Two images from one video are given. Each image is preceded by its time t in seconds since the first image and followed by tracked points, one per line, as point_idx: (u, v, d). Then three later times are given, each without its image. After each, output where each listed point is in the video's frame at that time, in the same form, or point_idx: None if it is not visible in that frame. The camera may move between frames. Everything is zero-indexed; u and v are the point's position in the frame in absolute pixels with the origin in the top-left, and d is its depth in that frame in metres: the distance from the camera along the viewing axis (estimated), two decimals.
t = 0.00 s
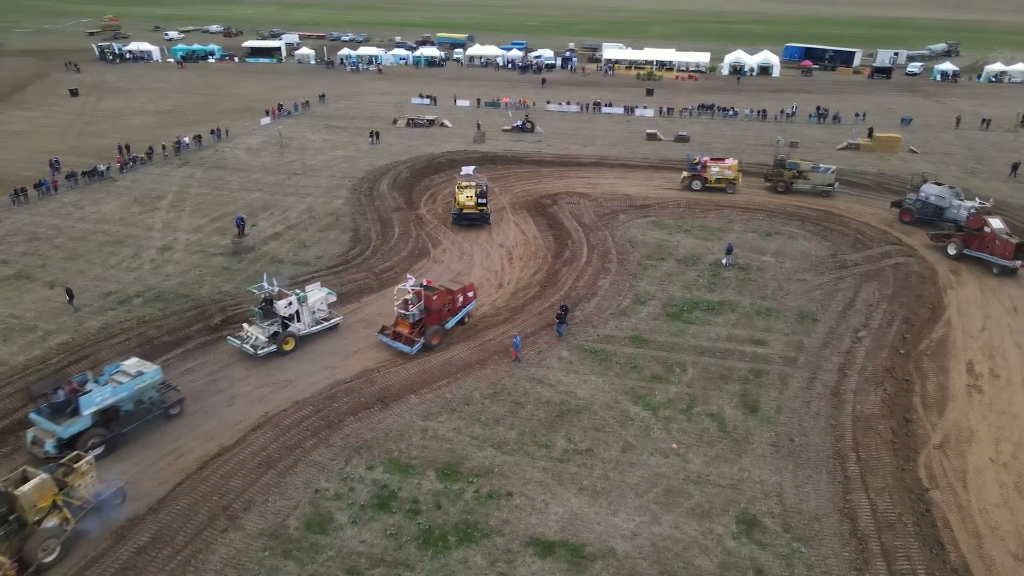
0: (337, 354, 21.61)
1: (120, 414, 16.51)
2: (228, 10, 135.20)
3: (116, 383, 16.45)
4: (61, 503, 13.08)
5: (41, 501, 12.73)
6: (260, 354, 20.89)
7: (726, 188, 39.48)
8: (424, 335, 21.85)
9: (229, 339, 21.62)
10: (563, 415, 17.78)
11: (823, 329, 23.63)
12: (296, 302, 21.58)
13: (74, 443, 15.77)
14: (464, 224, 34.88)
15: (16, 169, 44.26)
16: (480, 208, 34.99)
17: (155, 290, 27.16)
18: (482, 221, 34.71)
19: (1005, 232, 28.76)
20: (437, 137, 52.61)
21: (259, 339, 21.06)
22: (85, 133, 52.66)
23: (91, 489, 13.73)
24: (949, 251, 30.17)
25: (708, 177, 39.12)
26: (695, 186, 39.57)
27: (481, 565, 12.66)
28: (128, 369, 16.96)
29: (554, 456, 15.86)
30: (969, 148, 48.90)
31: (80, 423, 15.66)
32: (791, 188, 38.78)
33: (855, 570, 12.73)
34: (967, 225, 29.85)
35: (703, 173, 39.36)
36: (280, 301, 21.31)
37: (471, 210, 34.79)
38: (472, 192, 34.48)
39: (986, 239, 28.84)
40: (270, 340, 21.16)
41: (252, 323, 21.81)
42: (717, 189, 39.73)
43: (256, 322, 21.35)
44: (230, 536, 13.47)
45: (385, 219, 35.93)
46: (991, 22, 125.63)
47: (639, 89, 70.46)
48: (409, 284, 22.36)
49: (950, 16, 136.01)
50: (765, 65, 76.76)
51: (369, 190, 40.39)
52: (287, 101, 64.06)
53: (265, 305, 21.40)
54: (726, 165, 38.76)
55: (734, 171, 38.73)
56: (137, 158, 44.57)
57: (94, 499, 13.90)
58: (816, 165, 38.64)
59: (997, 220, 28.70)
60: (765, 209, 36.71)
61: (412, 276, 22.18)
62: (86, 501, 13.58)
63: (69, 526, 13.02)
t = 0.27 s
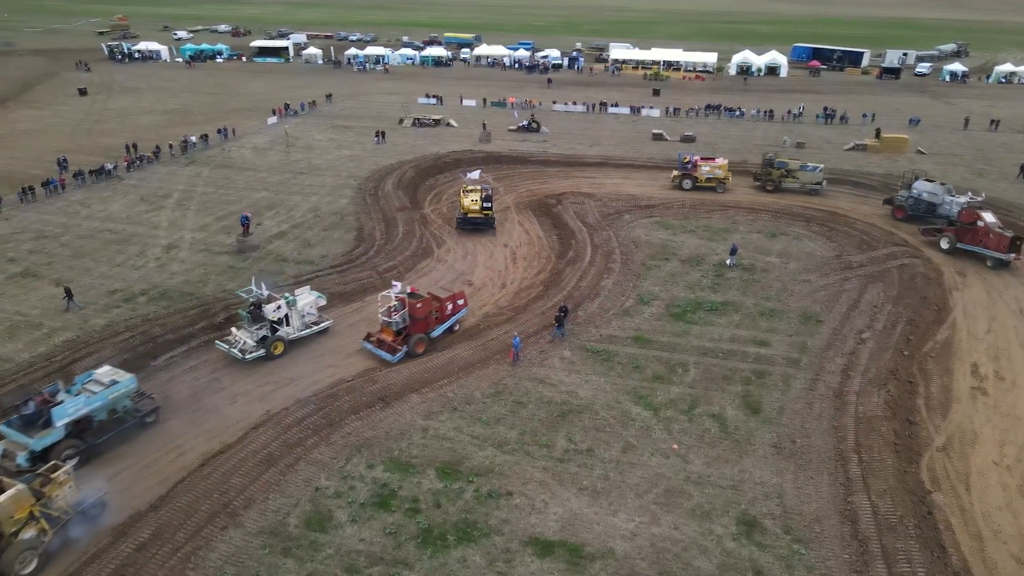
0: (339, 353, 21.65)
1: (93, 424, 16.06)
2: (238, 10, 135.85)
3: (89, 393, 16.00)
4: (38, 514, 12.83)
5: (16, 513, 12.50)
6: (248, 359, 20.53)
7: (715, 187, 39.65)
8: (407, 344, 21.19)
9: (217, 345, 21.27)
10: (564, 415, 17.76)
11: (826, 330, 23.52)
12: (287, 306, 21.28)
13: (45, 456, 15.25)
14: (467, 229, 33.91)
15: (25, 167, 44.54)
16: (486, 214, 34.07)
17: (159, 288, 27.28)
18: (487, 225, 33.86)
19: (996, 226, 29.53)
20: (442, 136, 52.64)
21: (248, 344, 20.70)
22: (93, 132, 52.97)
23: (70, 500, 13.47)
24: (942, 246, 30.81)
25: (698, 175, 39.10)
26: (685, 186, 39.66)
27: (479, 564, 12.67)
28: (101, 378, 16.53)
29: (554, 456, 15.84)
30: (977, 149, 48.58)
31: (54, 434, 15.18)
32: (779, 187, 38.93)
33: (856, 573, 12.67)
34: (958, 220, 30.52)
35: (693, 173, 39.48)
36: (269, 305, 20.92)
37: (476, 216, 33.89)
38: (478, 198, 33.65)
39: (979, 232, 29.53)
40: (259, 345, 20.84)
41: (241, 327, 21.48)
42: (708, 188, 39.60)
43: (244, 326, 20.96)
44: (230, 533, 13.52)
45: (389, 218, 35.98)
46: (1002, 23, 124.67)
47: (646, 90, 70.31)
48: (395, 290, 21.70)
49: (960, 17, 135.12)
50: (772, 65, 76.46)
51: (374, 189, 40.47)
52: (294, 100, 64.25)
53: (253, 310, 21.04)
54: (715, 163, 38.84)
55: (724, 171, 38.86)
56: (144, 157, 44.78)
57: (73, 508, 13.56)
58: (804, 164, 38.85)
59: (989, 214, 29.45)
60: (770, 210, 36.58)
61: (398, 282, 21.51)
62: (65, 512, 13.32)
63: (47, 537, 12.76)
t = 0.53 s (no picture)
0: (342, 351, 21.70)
1: (58, 437, 15.58)
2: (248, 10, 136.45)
3: (52, 405, 15.50)
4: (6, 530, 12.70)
5: None
6: (232, 365, 20.09)
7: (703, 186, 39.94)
8: (383, 352, 20.60)
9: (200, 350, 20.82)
10: (565, 415, 17.73)
11: (831, 332, 23.38)
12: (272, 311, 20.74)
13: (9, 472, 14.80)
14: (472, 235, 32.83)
15: (35, 165, 44.90)
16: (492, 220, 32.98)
17: (166, 285, 27.44)
18: (491, 233, 32.70)
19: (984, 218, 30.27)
20: (450, 136, 52.66)
21: (232, 350, 20.23)
22: (104, 130, 53.34)
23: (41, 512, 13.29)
24: (932, 239, 31.51)
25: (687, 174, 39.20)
26: (674, 185, 39.84)
27: (477, 563, 12.68)
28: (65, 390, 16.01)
29: (555, 456, 15.82)
30: (988, 151, 48.16)
31: (16, 449, 14.71)
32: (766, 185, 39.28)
33: None
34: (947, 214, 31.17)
35: (681, 172, 39.70)
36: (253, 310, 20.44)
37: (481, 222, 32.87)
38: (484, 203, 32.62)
39: (968, 225, 30.19)
40: (243, 351, 20.40)
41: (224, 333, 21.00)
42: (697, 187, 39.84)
43: (227, 332, 20.51)
44: (230, 530, 13.58)
45: (395, 217, 36.04)
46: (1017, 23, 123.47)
47: (655, 90, 70.12)
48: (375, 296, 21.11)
49: (974, 17, 133.99)
50: (783, 65, 76.07)
51: (381, 188, 40.55)
52: (303, 99, 64.47)
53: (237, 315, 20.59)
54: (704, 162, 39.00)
55: (712, 169, 39.12)
56: (153, 156, 45.05)
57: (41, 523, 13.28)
58: (790, 163, 39.39)
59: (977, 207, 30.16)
60: (777, 211, 36.42)
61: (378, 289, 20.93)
62: (35, 525, 13.15)
63: (15, 553, 12.69)
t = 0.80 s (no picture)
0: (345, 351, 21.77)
1: (29, 450, 15.26)
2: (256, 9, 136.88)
3: (21, 418, 15.18)
4: None
5: None
6: (216, 370, 19.59)
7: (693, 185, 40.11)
8: (363, 357, 20.08)
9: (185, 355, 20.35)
10: (566, 415, 17.70)
11: (835, 333, 23.28)
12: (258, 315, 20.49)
13: None
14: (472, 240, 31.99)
15: (44, 164, 45.17)
16: (495, 226, 32.17)
17: (170, 283, 27.54)
18: (494, 239, 31.89)
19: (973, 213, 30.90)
20: (456, 136, 52.67)
21: (217, 354, 19.82)
22: (111, 129, 53.58)
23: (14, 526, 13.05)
24: (923, 235, 32.06)
25: (675, 172, 39.39)
26: (664, 185, 39.90)
27: (476, 562, 12.68)
28: (36, 402, 15.68)
29: (555, 455, 15.80)
30: (997, 152, 47.84)
31: None
32: (755, 184, 39.45)
33: None
34: (937, 210, 31.79)
35: (672, 171, 39.81)
36: (240, 313, 20.12)
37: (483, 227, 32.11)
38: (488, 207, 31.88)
39: (957, 221, 30.85)
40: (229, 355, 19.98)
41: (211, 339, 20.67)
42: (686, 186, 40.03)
43: (213, 336, 20.15)
44: (229, 527, 13.62)
45: (399, 216, 36.07)
46: None
47: (662, 90, 69.97)
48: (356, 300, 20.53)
49: (984, 18, 133.12)
50: (790, 65, 75.76)
51: (385, 188, 40.60)
52: (309, 99, 64.64)
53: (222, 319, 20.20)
54: (691, 161, 39.22)
55: (702, 169, 39.25)
56: (160, 155, 45.21)
57: (17, 539, 13.14)
58: (779, 162, 39.49)
59: (966, 203, 30.77)
60: (782, 211, 36.28)
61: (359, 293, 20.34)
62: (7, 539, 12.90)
63: None
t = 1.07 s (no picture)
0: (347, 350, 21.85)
1: None
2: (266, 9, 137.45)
3: None
4: None
5: None
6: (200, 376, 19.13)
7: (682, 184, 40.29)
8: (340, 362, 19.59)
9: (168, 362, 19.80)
10: (567, 415, 17.68)
11: (839, 334, 23.16)
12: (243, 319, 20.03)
13: None
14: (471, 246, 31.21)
15: (53, 162, 45.48)
16: (495, 232, 31.11)
17: (175, 281, 27.66)
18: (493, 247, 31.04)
19: (961, 208, 31.54)
20: (463, 135, 52.71)
21: (200, 360, 19.34)
22: (121, 128, 53.90)
23: None
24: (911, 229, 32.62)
25: (664, 172, 39.62)
26: (654, 184, 40.00)
27: (474, 560, 12.68)
28: None
29: (555, 455, 15.79)
30: (1006, 153, 47.47)
31: None
32: (744, 183, 39.67)
33: None
34: (925, 205, 32.38)
35: (661, 171, 39.93)
36: (223, 318, 19.62)
37: (484, 233, 31.17)
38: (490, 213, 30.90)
39: (945, 215, 31.44)
40: (212, 361, 19.51)
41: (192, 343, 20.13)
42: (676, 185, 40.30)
43: (196, 342, 19.63)
44: (229, 524, 13.67)
45: (404, 215, 36.14)
46: None
47: (669, 90, 69.78)
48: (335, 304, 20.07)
49: (998, 18, 131.96)
50: (799, 66, 75.44)
51: (391, 187, 40.67)
52: (317, 98, 64.82)
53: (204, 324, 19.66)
54: (679, 160, 39.46)
55: (691, 168, 39.44)
56: (168, 153, 45.43)
57: None
58: (768, 161, 39.64)
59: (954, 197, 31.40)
60: (787, 212, 36.14)
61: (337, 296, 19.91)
62: None
63: None
